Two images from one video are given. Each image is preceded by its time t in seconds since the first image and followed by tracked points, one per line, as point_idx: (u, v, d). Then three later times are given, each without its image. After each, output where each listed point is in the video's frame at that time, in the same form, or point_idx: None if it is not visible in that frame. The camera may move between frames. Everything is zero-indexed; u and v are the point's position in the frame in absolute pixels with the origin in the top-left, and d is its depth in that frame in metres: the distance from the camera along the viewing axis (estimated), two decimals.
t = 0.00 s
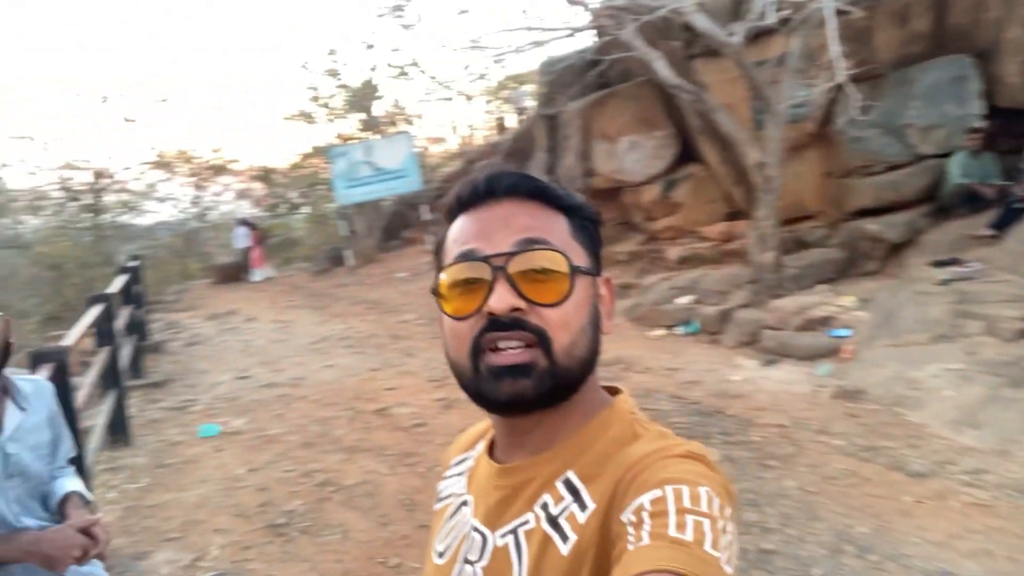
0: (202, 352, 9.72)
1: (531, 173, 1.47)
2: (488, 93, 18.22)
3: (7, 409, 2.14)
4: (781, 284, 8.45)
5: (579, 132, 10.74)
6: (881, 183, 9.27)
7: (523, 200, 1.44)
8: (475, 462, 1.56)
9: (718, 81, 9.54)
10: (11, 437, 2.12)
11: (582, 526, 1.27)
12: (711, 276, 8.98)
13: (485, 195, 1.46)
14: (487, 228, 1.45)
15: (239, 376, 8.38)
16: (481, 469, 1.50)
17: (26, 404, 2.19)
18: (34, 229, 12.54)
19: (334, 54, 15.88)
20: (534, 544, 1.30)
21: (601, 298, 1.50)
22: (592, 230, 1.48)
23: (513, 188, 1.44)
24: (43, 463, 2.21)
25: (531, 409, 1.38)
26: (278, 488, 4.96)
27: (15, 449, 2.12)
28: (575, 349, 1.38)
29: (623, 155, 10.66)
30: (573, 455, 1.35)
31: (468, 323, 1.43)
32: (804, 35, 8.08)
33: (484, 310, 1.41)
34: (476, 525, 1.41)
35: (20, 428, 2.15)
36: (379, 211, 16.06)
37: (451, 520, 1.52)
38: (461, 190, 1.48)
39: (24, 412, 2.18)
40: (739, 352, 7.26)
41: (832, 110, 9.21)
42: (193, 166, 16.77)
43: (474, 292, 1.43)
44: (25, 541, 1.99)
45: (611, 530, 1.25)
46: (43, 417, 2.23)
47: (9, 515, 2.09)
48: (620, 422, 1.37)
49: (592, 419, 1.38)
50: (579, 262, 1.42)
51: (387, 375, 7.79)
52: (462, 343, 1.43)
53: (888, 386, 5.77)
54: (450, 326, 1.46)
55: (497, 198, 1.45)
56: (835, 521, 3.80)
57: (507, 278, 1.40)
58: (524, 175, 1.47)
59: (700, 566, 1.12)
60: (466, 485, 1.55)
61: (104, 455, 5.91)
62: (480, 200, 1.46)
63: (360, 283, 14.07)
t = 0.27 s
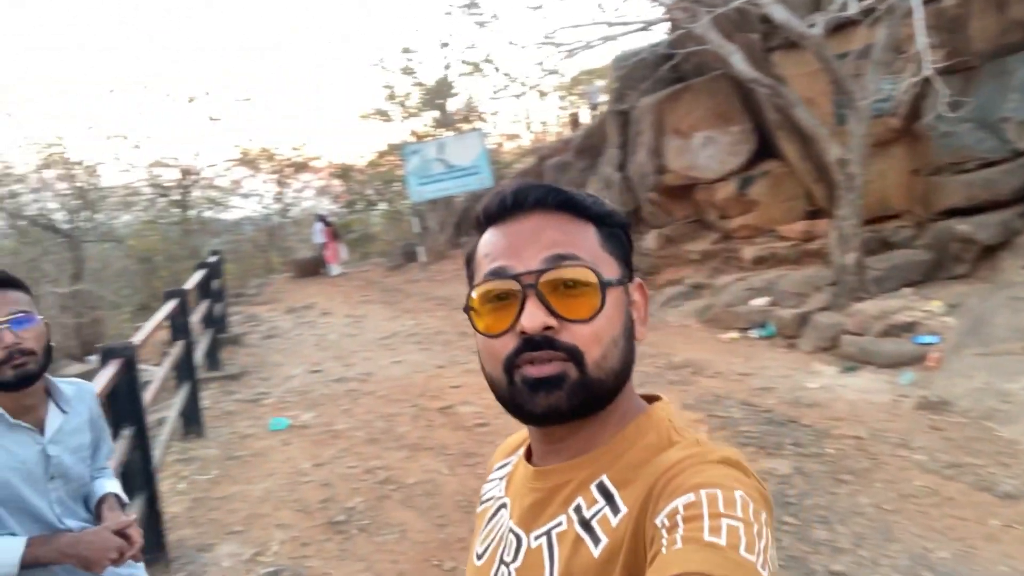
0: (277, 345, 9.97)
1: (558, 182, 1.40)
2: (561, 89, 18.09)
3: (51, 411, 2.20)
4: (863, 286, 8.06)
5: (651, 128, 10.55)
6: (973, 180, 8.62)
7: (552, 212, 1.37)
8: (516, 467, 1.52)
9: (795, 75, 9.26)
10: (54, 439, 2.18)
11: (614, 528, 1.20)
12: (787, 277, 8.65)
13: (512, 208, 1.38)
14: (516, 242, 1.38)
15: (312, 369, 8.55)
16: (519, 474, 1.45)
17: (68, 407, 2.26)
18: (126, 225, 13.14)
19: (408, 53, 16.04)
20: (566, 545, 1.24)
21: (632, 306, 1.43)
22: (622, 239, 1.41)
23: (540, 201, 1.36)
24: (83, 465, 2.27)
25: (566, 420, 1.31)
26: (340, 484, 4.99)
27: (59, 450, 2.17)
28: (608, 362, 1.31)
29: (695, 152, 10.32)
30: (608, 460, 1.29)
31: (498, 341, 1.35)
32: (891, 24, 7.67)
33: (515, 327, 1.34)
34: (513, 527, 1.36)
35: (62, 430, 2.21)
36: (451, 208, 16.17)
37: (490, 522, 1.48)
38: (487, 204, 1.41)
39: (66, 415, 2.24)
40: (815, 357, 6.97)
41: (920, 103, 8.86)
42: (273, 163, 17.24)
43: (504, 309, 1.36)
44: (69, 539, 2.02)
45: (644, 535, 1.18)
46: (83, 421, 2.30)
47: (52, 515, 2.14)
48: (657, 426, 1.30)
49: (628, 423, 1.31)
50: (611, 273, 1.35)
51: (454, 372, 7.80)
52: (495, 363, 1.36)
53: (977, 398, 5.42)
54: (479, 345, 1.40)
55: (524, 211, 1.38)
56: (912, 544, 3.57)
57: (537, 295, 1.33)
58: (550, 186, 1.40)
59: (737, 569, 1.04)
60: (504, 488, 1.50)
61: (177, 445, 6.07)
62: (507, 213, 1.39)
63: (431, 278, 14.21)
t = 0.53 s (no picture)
0: (339, 337, 10.07)
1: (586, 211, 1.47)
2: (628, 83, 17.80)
3: (90, 417, 2.24)
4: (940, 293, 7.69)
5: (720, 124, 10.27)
6: None
7: (578, 238, 1.43)
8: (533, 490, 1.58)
9: (872, 71, 8.82)
10: (93, 445, 2.22)
11: (620, 563, 1.24)
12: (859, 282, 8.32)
13: (540, 234, 1.45)
14: (542, 266, 1.45)
15: (372, 363, 8.60)
16: (534, 497, 1.51)
17: (107, 412, 2.30)
18: (199, 215, 13.48)
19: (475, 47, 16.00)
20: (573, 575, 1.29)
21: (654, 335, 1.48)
22: (647, 269, 1.47)
23: (566, 226, 1.43)
24: (121, 471, 2.30)
25: (582, 451, 1.34)
26: (393, 482, 4.99)
27: (97, 457, 2.21)
28: (626, 391, 1.35)
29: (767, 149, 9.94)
30: (619, 493, 1.33)
31: (520, 361, 1.41)
32: (979, 17, 7.26)
33: (536, 350, 1.40)
34: (523, 550, 1.43)
35: (101, 436, 2.25)
36: (514, 204, 16.10)
37: (504, 542, 1.55)
38: (517, 228, 1.48)
39: (105, 421, 2.28)
40: (888, 368, 6.66)
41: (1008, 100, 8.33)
42: (341, 156, 17.46)
43: (527, 331, 1.42)
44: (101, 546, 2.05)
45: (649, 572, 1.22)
46: (122, 426, 2.34)
47: (89, 520, 2.17)
48: (671, 462, 1.34)
49: (641, 458, 1.35)
50: (633, 301, 1.40)
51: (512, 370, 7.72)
52: (515, 382, 1.42)
53: None
54: (503, 365, 1.45)
55: (551, 236, 1.44)
56: None
57: (559, 319, 1.39)
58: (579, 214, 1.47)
59: None
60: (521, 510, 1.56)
61: (238, 436, 6.11)
62: (534, 238, 1.46)
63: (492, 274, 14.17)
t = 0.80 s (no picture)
0: (377, 337, 10.07)
1: (616, 224, 1.38)
2: (669, 82, 17.58)
3: (119, 427, 2.23)
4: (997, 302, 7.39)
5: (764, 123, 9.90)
6: None
7: (607, 251, 1.34)
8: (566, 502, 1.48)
9: (927, 71, 8.40)
10: (122, 456, 2.20)
11: None
12: (909, 289, 8.06)
13: (568, 246, 1.36)
14: (569, 282, 1.35)
15: (409, 364, 8.57)
16: (565, 511, 1.42)
17: (137, 423, 2.28)
18: (242, 214, 13.64)
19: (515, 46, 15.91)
20: None
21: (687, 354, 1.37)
22: (680, 285, 1.37)
23: (596, 240, 1.34)
24: (151, 483, 2.29)
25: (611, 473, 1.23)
26: (429, 486, 4.93)
27: (126, 469, 2.19)
28: (658, 412, 1.24)
29: (814, 150, 9.66)
30: (645, 516, 1.21)
31: (545, 379, 1.31)
32: None
33: (563, 367, 1.29)
34: (547, 562, 1.35)
35: (130, 447, 2.23)
36: (554, 204, 16.00)
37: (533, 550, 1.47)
38: (544, 241, 1.39)
39: (135, 431, 2.26)
40: (941, 379, 6.43)
41: None
42: (381, 156, 17.54)
43: (553, 347, 1.32)
44: (127, 562, 2.04)
45: None
46: (153, 437, 2.32)
47: (117, 533, 2.16)
48: (701, 487, 1.20)
49: (670, 482, 1.22)
50: (665, 318, 1.30)
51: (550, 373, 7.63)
52: (540, 401, 1.31)
53: None
54: (527, 384, 1.35)
55: (579, 250, 1.35)
56: None
57: (587, 335, 1.28)
58: (608, 228, 1.38)
59: None
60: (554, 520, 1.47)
61: (276, 435, 6.10)
62: (562, 253, 1.37)
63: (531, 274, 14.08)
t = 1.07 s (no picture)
0: (398, 340, 10.06)
1: (635, 245, 1.32)
2: (690, 85, 17.46)
3: (141, 441, 2.21)
4: None
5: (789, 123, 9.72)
6: None
7: (626, 273, 1.28)
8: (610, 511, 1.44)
9: (955, 73, 8.20)
10: (144, 470, 2.18)
11: None
12: (938, 295, 7.92)
13: (586, 272, 1.31)
14: (589, 307, 1.30)
15: (429, 368, 8.54)
16: (606, 525, 1.37)
17: (159, 436, 2.26)
18: (263, 216, 13.72)
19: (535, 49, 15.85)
20: None
21: (723, 371, 1.28)
22: (708, 302, 1.29)
23: (612, 263, 1.29)
24: (173, 496, 2.27)
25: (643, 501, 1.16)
26: (451, 493, 4.89)
27: (149, 484, 2.17)
28: (687, 437, 1.16)
29: (839, 154, 9.51)
30: (688, 540, 1.17)
31: (569, 409, 1.25)
32: None
33: (586, 395, 1.23)
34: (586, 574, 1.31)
35: (152, 460, 2.21)
36: (574, 208, 15.94)
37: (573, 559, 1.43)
38: (561, 268, 1.35)
39: (156, 444, 2.24)
40: (971, 389, 6.30)
41: None
42: (401, 159, 17.56)
43: (577, 375, 1.27)
44: None
45: None
46: (174, 450, 2.30)
47: (140, 549, 2.14)
48: (749, 514, 1.15)
49: (715, 506, 1.17)
50: (691, 339, 1.22)
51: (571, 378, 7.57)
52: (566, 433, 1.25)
53: None
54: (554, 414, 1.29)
55: (598, 273, 1.30)
56: None
57: (608, 361, 1.22)
58: (627, 249, 1.32)
59: None
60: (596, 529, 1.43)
61: (298, 439, 6.07)
62: (580, 278, 1.32)
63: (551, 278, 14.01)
